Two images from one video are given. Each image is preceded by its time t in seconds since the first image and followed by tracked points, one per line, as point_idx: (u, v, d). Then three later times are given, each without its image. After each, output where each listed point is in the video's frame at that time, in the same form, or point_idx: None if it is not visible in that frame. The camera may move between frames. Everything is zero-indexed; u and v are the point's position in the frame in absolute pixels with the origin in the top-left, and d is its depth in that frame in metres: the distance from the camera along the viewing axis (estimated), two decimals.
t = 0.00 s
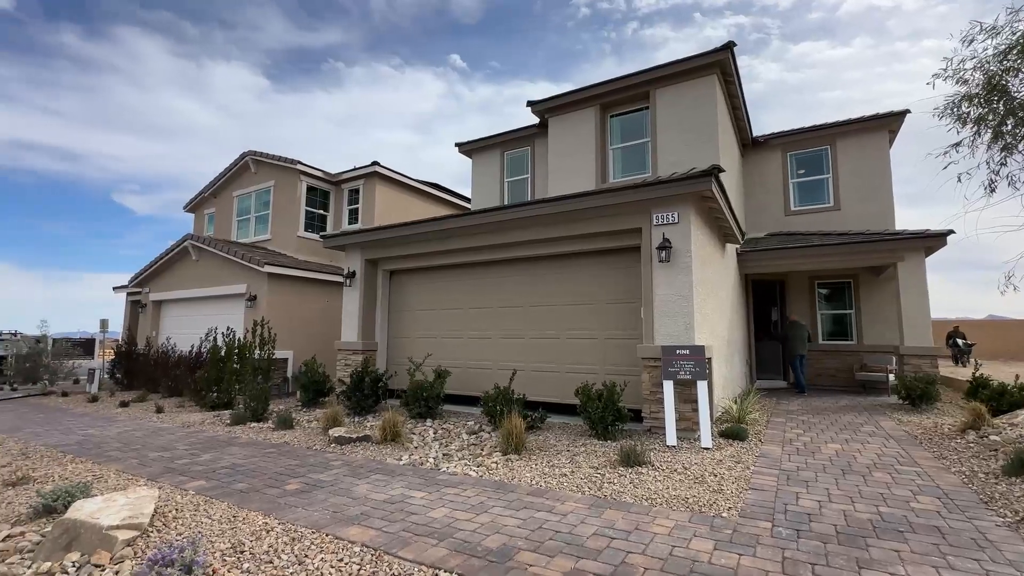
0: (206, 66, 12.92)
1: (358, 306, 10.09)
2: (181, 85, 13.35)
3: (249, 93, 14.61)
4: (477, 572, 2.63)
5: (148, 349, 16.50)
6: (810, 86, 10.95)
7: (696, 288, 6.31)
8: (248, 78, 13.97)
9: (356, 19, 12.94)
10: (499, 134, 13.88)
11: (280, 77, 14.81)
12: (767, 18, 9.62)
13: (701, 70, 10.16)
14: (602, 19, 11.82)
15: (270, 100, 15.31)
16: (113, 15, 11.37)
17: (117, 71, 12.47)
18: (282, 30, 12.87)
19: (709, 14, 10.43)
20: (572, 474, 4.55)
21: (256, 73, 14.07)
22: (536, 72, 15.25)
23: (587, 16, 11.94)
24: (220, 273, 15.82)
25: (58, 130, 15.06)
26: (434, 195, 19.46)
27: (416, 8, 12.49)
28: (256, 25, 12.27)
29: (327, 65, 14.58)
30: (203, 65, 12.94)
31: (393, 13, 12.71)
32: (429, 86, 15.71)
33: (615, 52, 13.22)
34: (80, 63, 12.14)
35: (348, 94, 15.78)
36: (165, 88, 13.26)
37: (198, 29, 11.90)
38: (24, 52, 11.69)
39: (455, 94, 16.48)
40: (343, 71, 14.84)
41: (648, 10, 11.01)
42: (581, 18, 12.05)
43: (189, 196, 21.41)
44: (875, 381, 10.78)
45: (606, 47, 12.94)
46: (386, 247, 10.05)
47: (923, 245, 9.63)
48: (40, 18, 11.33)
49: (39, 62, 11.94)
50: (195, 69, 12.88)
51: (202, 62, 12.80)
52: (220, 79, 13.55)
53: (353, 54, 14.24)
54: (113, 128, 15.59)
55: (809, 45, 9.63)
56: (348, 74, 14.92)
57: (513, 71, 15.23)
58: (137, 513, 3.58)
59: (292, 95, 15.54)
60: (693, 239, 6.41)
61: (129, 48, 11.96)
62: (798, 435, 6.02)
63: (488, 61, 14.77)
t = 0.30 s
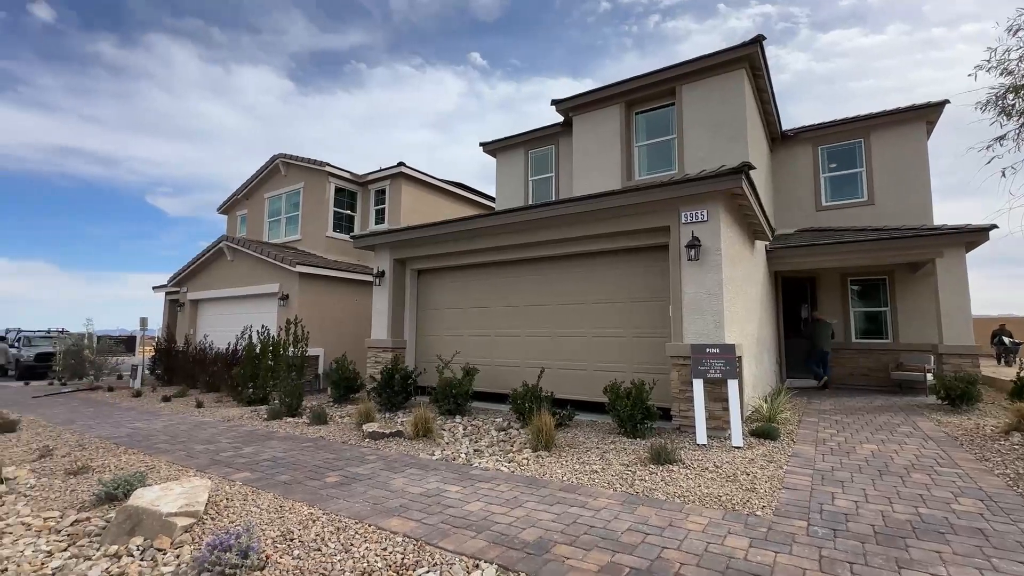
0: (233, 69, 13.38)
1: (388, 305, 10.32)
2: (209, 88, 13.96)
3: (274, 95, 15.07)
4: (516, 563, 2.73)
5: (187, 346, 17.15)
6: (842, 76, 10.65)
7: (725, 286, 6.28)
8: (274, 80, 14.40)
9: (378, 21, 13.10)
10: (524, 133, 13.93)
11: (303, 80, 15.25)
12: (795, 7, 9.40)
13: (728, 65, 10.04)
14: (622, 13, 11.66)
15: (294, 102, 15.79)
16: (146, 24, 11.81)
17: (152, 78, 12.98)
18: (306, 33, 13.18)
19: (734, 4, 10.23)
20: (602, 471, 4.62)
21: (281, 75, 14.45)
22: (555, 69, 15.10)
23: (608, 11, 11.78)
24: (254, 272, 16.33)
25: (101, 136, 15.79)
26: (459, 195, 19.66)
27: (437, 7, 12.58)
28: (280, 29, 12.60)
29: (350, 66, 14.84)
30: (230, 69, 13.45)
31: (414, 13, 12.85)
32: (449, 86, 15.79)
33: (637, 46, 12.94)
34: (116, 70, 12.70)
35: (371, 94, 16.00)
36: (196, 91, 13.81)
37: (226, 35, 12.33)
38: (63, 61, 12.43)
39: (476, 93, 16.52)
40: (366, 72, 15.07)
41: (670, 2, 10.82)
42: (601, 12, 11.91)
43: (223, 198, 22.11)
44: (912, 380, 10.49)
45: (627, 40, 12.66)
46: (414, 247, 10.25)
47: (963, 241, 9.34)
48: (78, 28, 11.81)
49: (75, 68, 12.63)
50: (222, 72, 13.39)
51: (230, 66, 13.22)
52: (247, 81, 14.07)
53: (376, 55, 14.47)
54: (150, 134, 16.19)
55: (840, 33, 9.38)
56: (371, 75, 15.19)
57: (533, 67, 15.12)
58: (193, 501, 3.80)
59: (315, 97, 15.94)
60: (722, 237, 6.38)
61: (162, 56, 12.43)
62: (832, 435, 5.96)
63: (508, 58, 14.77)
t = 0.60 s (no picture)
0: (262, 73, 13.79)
1: (420, 303, 10.53)
2: (240, 92, 14.48)
3: (302, 98, 15.61)
4: (561, 556, 2.82)
5: (227, 343, 17.82)
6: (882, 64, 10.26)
7: (762, 283, 6.21)
8: (300, 83, 14.80)
9: (402, 22, 13.21)
10: (552, 130, 13.94)
11: (329, 82, 15.52)
12: None
13: (762, 57, 9.84)
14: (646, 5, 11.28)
15: (320, 104, 16.31)
16: (182, 32, 12.27)
17: (187, 84, 13.53)
18: (332, 36, 13.47)
19: None
20: (639, 468, 4.65)
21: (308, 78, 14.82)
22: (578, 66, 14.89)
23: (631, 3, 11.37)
24: (290, 272, 16.82)
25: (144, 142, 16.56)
26: (487, 193, 19.78)
27: (460, 7, 12.64)
28: (308, 33, 13.01)
29: (374, 68, 15.09)
30: (260, 74, 13.99)
31: (438, 14, 12.94)
32: (474, 83, 16.03)
33: (662, 38, 12.51)
34: (153, 78, 13.22)
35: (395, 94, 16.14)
36: (226, 95, 14.37)
37: (256, 40, 12.79)
38: (105, 72, 13.03)
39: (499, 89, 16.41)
40: (390, 73, 15.31)
41: None
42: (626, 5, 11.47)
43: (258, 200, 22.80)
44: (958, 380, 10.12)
45: (652, 33, 12.25)
46: (445, 246, 10.42)
47: (1014, 235, 8.94)
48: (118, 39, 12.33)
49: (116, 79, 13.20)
50: (251, 76, 13.96)
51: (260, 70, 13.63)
52: (274, 86, 14.55)
53: (400, 57, 14.65)
54: (189, 138, 16.81)
55: (876, 19, 9.08)
56: (394, 76, 15.37)
57: (555, 63, 14.96)
58: (250, 491, 4.02)
59: (340, 99, 16.32)
60: (759, 234, 6.30)
61: (196, 63, 12.97)
62: (874, 435, 5.83)
63: (531, 54, 14.69)
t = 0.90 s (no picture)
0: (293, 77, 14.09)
1: (452, 300, 10.66)
2: (271, 95, 14.85)
3: (330, 100, 15.96)
4: (605, 551, 2.83)
5: (265, 340, 18.38)
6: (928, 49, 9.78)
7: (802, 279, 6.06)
8: (327, 84, 15.09)
9: (426, 21, 13.28)
10: (581, 126, 13.85)
11: (356, 83, 15.74)
12: None
13: (800, 46, 9.57)
14: None
15: (347, 105, 16.58)
16: (215, 39, 12.68)
17: (220, 89, 14.04)
18: (359, 38, 13.68)
19: None
20: (677, 466, 4.61)
21: (336, 80, 15.07)
22: (603, 59, 14.57)
23: None
24: (324, 270, 17.22)
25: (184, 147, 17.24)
26: (515, 191, 19.81)
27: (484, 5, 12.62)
28: (335, 35, 13.26)
29: (400, 68, 15.26)
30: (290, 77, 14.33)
31: (461, 12, 12.95)
32: (498, 81, 16.20)
33: (689, 30, 12.23)
34: (189, 84, 13.73)
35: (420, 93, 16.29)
36: (256, 99, 14.78)
37: (286, 44, 13.11)
38: (147, 80, 13.49)
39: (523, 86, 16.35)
40: (415, 72, 15.47)
41: None
42: None
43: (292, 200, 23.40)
44: (1012, 380, 9.65)
45: (679, 24, 11.98)
46: (476, 244, 10.50)
47: None
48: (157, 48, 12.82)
49: (156, 86, 13.67)
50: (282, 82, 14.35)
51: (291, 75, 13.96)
52: (303, 89, 14.88)
53: (425, 56, 14.78)
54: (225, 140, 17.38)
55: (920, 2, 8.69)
56: (419, 75, 15.56)
57: (579, 58, 14.67)
58: (297, 481, 4.18)
59: (366, 100, 16.58)
60: (799, 229, 6.15)
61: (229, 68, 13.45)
62: (923, 436, 5.63)
63: (554, 50, 14.46)
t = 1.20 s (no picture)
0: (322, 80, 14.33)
1: (481, 297, 10.69)
2: (300, 98, 15.15)
3: (357, 102, 16.20)
4: (649, 552, 2.80)
5: (299, 336, 18.84)
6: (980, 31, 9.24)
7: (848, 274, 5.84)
8: (354, 86, 15.30)
9: (450, 20, 13.28)
10: (610, 121, 13.67)
11: (382, 84, 15.89)
12: None
13: (842, 32, 9.22)
14: None
15: (374, 105, 16.74)
16: (248, 45, 13.00)
17: (251, 93, 14.43)
18: (385, 40, 13.79)
19: None
20: (717, 466, 4.52)
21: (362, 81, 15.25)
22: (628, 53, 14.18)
23: None
24: (355, 269, 17.53)
25: (221, 149, 17.82)
26: (543, 188, 19.75)
27: (507, 3, 12.50)
28: (361, 36, 13.38)
29: (424, 68, 15.33)
30: (319, 79, 14.59)
31: (485, 10, 12.88)
32: (523, 79, 16.18)
33: (718, 19, 11.83)
34: (223, 89, 14.20)
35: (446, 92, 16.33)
36: (288, 102, 15.10)
37: (314, 48, 13.35)
38: (184, 86, 13.90)
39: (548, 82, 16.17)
40: (439, 72, 15.54)
41: None
42: None
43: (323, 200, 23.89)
44: None
45: (707, 14, 11.57)
46: (505, 241, 10.51)
47: None
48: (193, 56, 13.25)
49: (192, 92, 14.11)
50: (311, 84, 14.67)
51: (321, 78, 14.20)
52: (331, 90, 15.16)
53: (449, 55, 14.81)
54: (259, 143, 17.85)
55: None
56: (443, 74, 15.64)
57: (604, 52, 14.27)
58: (339, 475, 4.27)
59: (392, 101, 16.74)
60: (844, 222, 5.94)
61: (260, 72, 13.83)
62: (979, 439, 5.36)
63: (579, 45, 14.10)
